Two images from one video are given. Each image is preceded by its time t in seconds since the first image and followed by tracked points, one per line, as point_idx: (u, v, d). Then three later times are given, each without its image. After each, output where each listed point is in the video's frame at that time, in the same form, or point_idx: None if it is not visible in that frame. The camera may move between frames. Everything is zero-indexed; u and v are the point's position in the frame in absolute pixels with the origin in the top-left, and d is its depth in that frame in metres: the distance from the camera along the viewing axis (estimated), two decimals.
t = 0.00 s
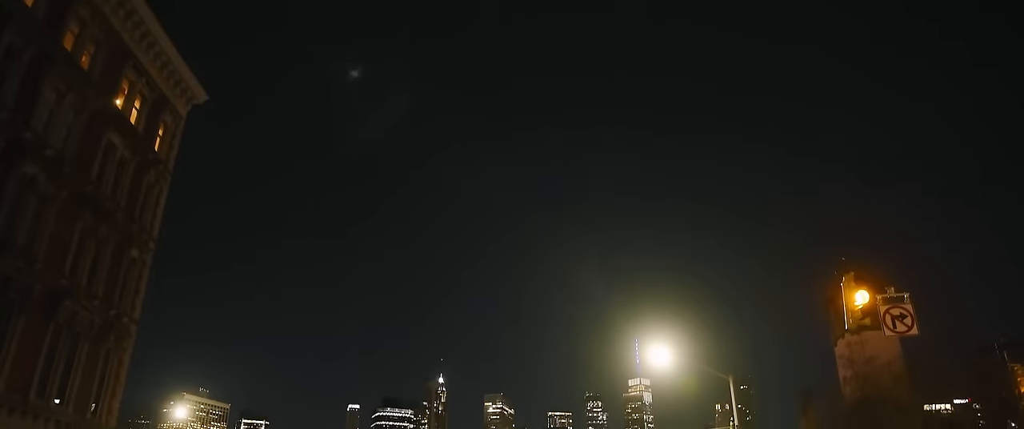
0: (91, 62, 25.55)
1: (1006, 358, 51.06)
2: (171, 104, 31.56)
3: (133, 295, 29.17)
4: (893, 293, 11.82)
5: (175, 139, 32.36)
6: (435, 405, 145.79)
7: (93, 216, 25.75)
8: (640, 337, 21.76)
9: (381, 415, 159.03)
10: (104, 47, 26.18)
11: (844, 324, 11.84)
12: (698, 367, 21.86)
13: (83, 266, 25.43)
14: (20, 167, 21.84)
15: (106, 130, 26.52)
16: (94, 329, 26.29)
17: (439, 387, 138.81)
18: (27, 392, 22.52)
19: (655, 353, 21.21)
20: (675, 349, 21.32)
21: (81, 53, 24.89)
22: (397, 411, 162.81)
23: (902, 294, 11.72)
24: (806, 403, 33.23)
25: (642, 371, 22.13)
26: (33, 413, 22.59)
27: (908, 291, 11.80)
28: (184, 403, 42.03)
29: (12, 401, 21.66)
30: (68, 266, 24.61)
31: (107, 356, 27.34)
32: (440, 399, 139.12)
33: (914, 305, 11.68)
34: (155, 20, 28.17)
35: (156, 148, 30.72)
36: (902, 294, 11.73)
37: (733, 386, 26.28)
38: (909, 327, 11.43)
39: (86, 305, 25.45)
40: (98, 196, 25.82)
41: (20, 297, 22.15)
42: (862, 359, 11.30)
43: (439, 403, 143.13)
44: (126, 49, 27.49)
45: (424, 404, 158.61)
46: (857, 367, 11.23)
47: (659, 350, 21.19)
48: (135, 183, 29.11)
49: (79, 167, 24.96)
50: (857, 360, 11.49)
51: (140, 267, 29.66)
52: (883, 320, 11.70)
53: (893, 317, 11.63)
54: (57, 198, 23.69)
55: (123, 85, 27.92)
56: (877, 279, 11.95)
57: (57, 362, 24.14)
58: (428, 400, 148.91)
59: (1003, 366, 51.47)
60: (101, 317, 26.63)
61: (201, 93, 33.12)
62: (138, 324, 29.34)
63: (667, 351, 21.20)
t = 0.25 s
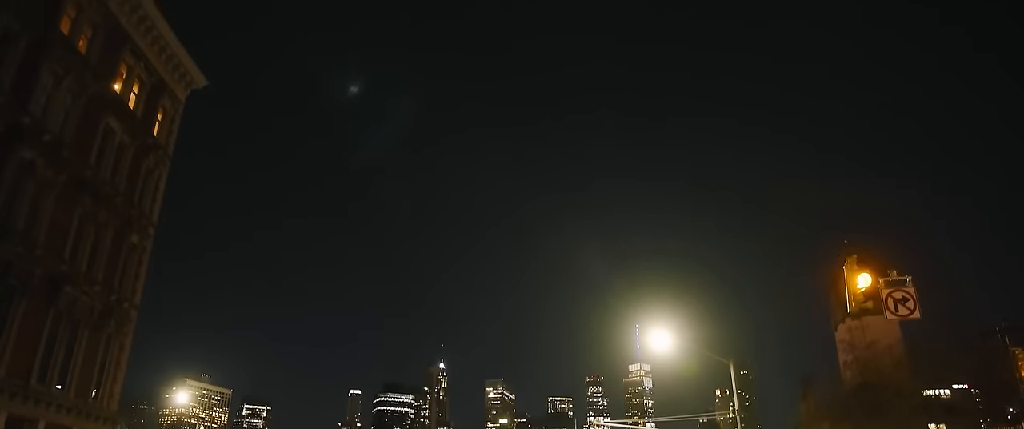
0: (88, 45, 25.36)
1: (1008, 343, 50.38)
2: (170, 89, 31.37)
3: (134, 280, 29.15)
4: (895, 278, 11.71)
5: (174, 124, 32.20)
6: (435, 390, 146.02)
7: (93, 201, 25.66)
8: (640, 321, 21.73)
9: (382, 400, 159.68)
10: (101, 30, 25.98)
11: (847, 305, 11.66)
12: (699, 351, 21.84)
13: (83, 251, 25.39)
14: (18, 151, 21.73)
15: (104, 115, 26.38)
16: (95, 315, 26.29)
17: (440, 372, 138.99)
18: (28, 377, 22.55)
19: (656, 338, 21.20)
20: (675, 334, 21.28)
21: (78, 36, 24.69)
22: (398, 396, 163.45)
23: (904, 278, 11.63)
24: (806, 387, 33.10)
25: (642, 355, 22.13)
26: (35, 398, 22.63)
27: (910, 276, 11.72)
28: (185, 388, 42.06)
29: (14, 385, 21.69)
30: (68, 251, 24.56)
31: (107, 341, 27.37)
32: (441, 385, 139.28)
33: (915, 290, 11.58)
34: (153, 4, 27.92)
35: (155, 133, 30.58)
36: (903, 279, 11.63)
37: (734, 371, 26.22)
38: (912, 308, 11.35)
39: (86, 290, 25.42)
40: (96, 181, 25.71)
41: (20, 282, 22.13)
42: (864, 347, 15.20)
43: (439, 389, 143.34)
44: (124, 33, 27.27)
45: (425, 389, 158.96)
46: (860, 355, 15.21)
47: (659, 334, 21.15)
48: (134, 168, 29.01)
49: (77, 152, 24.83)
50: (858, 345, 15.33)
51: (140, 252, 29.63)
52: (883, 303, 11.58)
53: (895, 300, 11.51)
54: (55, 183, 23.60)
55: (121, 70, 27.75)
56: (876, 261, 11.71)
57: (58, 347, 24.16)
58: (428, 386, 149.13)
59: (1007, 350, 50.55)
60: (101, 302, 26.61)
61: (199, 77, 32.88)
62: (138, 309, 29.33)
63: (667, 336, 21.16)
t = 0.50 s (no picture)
0: (85, 30, 25.18)
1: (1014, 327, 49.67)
2: (168, 74, 31.19)
3: (133, 265, 29.13)
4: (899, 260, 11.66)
5: (172, 109, 32.05)
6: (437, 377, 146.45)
7: (92, 186, 25.57)
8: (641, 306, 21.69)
9: (383, 386, 160.20)
10: (99, 15, 25.78)
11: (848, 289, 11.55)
12: (699, 336, 21.81)
13: (82, 237, 25.34)
14: (16, 136, 21.59)
15: (103, 100, 26.24)
16: (95, 300, 26.28)
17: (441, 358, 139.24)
18: (29, 363, 22.56)
19: (656, 323, 21.18)
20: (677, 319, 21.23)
21: (74, 21, 24.50)
22: (399, 382, 163.98)
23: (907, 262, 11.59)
24: (808, 373, 33.09)
25: (642, 341, 22.10)
26: (36, 383, 22.67)
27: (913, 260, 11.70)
28: (186, 375, 42.12)
29: (14, 371, 21.69)
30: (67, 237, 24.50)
31: (108, 327, 27.38)
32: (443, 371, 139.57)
33: (918, 272, 11.60)
34: None
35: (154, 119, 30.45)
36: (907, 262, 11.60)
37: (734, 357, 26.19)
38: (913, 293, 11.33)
39: (86, 275, 25.38)
40: (95, 166, 25.61)
41: (20, 268, 22.08)
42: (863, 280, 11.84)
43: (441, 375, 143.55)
44: (121, 17, 27.08)
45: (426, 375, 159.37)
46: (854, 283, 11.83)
47: (659, 319, 21.12)
48: (133, 154, 28.90)
49: (76, 137, 24.72)
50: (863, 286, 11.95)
51: (140, 238, 29.58)
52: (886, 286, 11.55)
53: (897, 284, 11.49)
54: (54, 168, 23.50)
55: (119, 54, 27.57)
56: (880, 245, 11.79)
57: (59, 333, 24.17)
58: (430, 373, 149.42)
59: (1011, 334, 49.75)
60: (102, 288, 26.60)
61: (198, 63, 32.70)
62: (138, 294, 29.30)
63: (668, 321, 21.12)
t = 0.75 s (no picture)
0: (83, 13, 25.00)
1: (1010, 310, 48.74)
2: (167, 58, 31.02)
3: (134, 250, 29.08)
4: (899, 242, 11.63)
5: (172, 93, 31.91)
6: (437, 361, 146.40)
7: (91, 171, 25.47)
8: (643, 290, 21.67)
9: (384, 371, 160.83)
10: None
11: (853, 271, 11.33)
12: (700, 320, 21.79)
13: (82, 221, 25.27)
14: (14, 120, 21.48)
15: (102, 84, 26.09)
16: (96, 284, 26.25)
17: (443, 343, 139.29)
18: (30, 347, 22.58)
19: (657, 307, 21.14)
20: (678, 303, 21.23)
21: (72, 3, 24.30)
22: (401, 367, 164.62)
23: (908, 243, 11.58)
24: (808, 357, 33.10)
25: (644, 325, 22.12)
26: (38, 367, 22.71)
27: (914, 241, 11.69)
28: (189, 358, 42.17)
29: (16, 356, 21.73)
30: (67, 221, 24.43)
31: (109, 311, 27.38)
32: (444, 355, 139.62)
33: (920, 253, 11.58)
34: None
35: (153, 103, 30.31)
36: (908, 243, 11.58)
37: (735, 342, 26.16)
38: (918, 276, 11.36)
39: (86, 260, 25.34)
40: (95, 150, 25.50)
41: (20, 252, 22.05)
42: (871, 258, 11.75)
43: (440, 360, 143.44)
44: None
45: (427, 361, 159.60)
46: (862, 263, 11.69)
47: (661, 303, 21.11)
48: (133, 138, 28.78)
49: (75, 121, 24.59)
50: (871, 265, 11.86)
51: (140, 222, 29.54)
52: (889, 268, 11.52)
53: (901, 266, 11.44)
54: (53, 152, 23.39)
55: (118, 38, 27.39)
56: (881, 227, 11.68)
57: (60, 317, 24.17)
58: (431, 357, 149.55)
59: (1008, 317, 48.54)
60: (102, 272, 26.56)
61: (197, 46, 32.52)
62: (138, 278, 29.26)
63: (669, 305, 21.12)
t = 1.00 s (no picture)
0: None
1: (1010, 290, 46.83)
2: (166, 41, 30.82)
3: (134, 234, 29.02)
4: (901, 225, 11.58)
5: (171, 76, 31.74)
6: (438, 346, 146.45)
7: (90, 155, 25.35)
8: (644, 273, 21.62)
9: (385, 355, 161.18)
10: None
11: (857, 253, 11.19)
12: (702, 303, 21.75)
13: (82, 205, 25.20)
14: (12, 104, 21.34)
15: (100, 67, 25.92)
16: (96, 268, 26.21)
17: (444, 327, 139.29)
18: (31, 331, 22.58)
19: (658, 290, 21.10)
20: (680, 286, 21.18)
21: None
22: (402, 351, 165.13)
23: (911, 225, 11.55)
24: (809, 341, 33.07)
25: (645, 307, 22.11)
26: (39, 352, 22.72)
27: (916, 224, 11.65)
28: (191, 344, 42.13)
29: (17, 340, 21.71)
30: (67, 205, 24.35)
31: (110, 295, 27.37)
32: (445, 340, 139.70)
33: (923, 236, 11.53)
34: None
35: (152, 86, 30.13)
36: (910, 226, 11.55)
37: (737, 325, 26.10)
38: (921, 258, 11.30)
39: (86, 244, 25.29)
40: (93, 134, 25.38)
41: (20, 236, 22.00)
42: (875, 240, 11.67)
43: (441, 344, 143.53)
44: None
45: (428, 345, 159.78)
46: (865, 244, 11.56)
47: (663, 286, 21.07)
48: (132, 121, 28.62)
49: (73, 105, 24.45)
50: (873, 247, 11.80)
51: (140, 206, 29.47)
52: (892, 251, 11.49)
53: (904, 248, 11.39)
54: (52, 136, 23.26)
55: (116, 21, 27.18)
56: (884, 209, 11.61)
57: (61, 302, 24.15)
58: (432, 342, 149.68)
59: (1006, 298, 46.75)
60: (103, 256, 26.51)
61: (196, 29, 32.29)
62: (139, 262, 29.23)
63: (671, 288, 21.08)
